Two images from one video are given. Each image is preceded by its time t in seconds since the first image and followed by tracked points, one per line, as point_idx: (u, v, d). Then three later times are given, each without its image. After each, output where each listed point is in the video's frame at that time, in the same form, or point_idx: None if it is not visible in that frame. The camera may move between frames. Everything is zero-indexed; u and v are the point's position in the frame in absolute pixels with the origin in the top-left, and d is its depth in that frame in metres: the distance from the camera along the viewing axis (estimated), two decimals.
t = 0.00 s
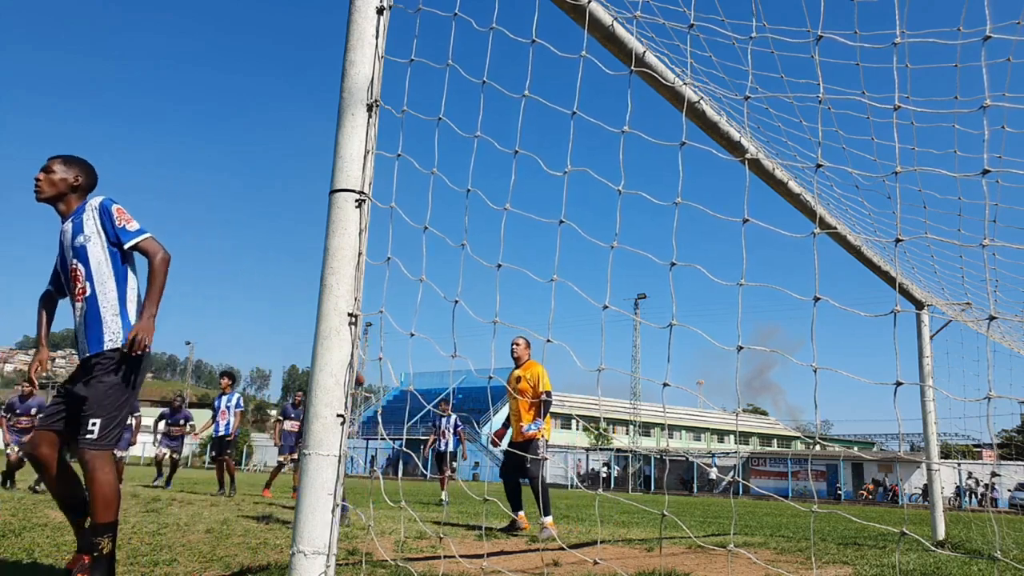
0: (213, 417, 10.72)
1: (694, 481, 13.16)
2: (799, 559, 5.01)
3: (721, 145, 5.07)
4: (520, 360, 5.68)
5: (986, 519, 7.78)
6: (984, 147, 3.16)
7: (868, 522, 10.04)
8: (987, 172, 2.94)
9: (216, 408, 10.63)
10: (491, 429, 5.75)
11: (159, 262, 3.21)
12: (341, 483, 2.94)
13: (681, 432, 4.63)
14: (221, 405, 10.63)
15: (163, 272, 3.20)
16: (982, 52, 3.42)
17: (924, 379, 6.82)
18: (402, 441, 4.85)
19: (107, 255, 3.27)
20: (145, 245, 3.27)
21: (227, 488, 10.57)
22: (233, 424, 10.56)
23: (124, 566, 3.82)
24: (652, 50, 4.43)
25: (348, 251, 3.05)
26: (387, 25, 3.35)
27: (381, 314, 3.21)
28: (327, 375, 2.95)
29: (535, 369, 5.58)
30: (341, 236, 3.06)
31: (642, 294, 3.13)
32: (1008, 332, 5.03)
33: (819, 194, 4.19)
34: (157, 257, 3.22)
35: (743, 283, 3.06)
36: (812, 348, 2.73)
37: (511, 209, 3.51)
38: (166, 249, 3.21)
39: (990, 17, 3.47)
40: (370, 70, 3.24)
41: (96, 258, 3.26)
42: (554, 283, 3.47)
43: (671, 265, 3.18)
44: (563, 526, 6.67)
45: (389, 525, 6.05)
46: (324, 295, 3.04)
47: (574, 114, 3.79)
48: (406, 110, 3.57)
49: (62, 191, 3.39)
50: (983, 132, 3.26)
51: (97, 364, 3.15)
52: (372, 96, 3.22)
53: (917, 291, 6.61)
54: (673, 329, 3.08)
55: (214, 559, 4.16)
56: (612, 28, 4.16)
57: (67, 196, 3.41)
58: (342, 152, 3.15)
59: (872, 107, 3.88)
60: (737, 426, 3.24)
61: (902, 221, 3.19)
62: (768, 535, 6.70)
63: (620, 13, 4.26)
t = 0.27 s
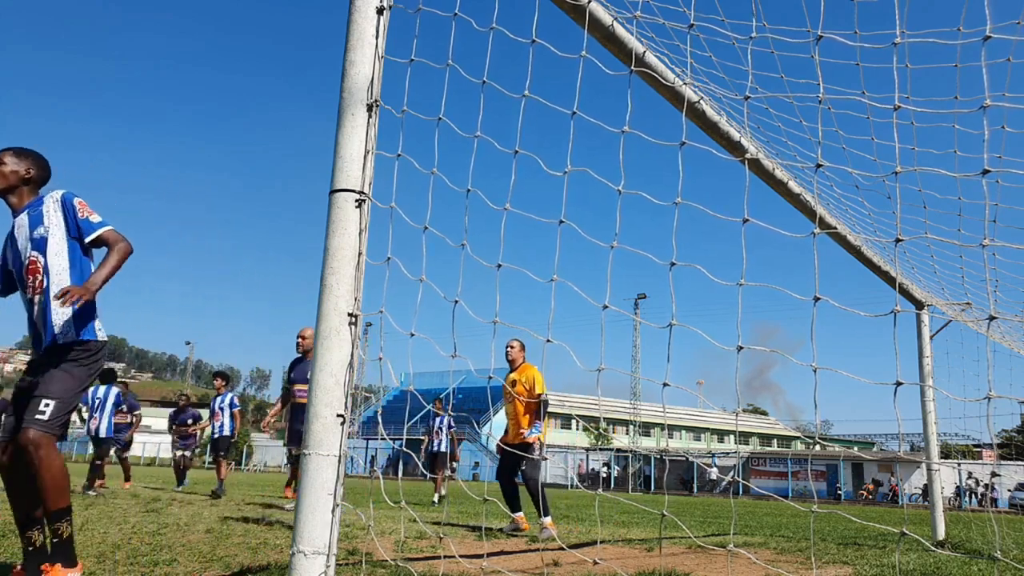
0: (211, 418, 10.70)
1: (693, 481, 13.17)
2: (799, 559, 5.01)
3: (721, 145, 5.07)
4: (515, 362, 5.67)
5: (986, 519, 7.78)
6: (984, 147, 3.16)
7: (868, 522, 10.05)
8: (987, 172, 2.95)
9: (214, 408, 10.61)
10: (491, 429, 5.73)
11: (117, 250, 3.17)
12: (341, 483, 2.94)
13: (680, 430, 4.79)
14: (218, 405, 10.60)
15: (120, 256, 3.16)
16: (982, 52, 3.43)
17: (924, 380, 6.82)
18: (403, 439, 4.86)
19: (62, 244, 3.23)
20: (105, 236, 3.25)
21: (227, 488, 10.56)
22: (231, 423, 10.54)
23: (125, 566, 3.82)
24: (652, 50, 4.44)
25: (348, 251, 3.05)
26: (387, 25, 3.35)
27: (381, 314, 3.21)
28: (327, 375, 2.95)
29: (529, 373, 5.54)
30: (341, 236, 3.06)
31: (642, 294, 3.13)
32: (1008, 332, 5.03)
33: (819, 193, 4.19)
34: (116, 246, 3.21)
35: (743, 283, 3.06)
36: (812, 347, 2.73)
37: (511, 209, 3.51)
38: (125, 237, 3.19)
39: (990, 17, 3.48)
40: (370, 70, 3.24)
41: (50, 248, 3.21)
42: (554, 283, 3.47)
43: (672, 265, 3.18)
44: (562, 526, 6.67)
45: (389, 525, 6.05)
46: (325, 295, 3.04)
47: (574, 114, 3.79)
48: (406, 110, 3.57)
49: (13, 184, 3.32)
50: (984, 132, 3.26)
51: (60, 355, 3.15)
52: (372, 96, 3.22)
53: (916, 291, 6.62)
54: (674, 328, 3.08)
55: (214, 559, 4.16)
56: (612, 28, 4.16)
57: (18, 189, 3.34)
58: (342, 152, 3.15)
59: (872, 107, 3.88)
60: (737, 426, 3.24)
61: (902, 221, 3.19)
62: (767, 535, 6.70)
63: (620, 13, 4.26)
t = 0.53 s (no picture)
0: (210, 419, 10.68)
1: (693, 481, 13.17)
2: (799, 559, 5.01)
3: (721, 145, 5.07)
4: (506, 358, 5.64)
5: (986, 519, 7.78)
6: (984, 147, 3.16)
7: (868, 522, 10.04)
8: (988, 172, 2.95)
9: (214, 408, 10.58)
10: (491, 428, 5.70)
11: (68, 245, 2.98)
12: (341, 483, 2.95)
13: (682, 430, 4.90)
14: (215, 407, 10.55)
15: (70, 251, 2.97)
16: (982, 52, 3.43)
17: (924, 380, 6.82)
18: (403, 439, 4.85)
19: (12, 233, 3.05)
20: (56, 229, 3.02)
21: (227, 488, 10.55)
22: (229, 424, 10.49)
23: (124, 566, 3.82)
24: (652, 50, 4.44)
25: (348, 251, 3.05)
26: (387, 25, 3.35)
27: (381, 314, 3.21)
28: (327, 375, 2.95)
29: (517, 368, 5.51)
30: (342, 236, 3.06)
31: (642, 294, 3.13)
32: (1008, 332, 5.03)
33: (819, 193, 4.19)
34: (66, 242, 3.00)
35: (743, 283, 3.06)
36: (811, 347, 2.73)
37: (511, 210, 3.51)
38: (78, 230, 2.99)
39: (990, 17, 3.48)
40: (370, 70, 3.24)
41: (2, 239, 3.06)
42: (554, 283, 3.47)
43: (672, 265, 3.19)
44: (562, 526, 6.67)
45: (389, 525, 6.04)
46: (325, 295, 3.04)
47: (574, 114, 3.79)
48: (405, 110, 3.57)
49: None
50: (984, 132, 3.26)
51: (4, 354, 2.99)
52: (372, 96, 3.22)
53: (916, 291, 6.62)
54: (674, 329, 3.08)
55: (214, 559, 4.16)
56: (612, 28, 4.16)
57: None
58: (342, 152, 3.15)
59: (873, 107, 3.88)
60: (737, 426, 3.24)
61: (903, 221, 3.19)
62: (768, 535, 6.70)
63: (620, 13, 4.26)
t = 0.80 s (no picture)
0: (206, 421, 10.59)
1: (693, 481, 13.18)
2: (800, 559, 5.01)
3: (721, 145, 5.08)
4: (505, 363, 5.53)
5: (986, 519, 7.78)
6: (984, 146, 3.15)
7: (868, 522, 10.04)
8: (988, 172, 2.95)
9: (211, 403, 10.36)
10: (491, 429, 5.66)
11: None
12: (341, 483, 2.95)
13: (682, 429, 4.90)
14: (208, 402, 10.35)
15: None
16: (982, 52, 3.43)
17: (924, 380, 6.82)
18: (404, 440, 4.85)
19: None
20: None
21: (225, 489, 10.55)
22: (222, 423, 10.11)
23: (124, 566, 3.82)
24: (652, 49, 4.44)
25: (348, 251, 3.05)
26: (387, 25, 3.35)
27: (380, 314, 3.22)
28: (327, 375, 2.95)
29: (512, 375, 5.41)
30: (341, 236, 3.06)
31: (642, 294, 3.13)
32: (1008, 332, 5.03)
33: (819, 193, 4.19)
34: None
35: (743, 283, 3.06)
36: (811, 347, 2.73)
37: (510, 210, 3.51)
38: (3, 251, 1.56)
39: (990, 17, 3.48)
40: (370, 70, 3.24)
41: None
42: (553, 282, 3.47)
43: (671, 265, 3.19)
44: (562, 526, 6.68)
45: (389, 525, 6.05)
46: (325, 295, 3.04)
47: (575, 115, 3.79)
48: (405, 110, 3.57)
49: None
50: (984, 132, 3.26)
51: None
52: (373, 96, 3.22)
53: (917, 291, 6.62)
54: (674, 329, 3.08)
55: (214, 559, 4.16)
56: (612, 28, 4.16)
57: None
58: (342, 152, 3.15)
59: (873, 107, 3.88)
60: (737, 426, 3.24)
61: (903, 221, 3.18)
62: (768, 535, 6.70)
63: (620, 13, 4.26)
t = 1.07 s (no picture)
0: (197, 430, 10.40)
1: (693, 481, 13.19)
2: (799, 559, 5.01)
3: (721, 145, 5.08)
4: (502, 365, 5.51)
5: (986, 519, 7.78)
6: (984, 146, 3.15)
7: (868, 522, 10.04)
8: (988, 172, 2.95)
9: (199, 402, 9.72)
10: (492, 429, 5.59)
11: None
12: (341, 483, 2.95)
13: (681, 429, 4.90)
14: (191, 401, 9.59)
15: None
16: (982, 52, 3.43)
17: (924, 380, 6.82)
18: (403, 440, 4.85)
19: None
20: None
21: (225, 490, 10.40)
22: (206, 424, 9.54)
23: (124, 566, 3.82)
24: (652, 49, 4.44)
25: (348, 251, 3.05)
26: (387, 25, 3.35)
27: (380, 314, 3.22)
28: (327, 375, 2.95)
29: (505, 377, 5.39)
30: (341, 236, 3.06)
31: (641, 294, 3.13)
32: (1008, 332, 5.03)
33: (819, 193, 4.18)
34: None
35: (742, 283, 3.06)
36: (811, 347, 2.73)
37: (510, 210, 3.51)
38: None
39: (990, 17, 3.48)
40: (370, 70, 3.24)
41: None
42: (553, 282, 3.47)
43: (671, 265, 3.19)
44: (562, 526, 6.68)
45: (389, 525, 6.05)
46: (325, 295, 3.04)
47: (574, 115, 3.79)
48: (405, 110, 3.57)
49: None
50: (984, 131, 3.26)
51: None
52: (372, 96, 3.22)
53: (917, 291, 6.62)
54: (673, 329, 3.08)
55: (214, 559, 4.16)
56: (612, 28, 4.17)
57: None
58: (342, 152, 3.15)
59: (873, 106, 3.88)
60: (737, 426, 3.24)
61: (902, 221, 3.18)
62: (768, 535, 6.70)
63: (619, 13, 4.26)
